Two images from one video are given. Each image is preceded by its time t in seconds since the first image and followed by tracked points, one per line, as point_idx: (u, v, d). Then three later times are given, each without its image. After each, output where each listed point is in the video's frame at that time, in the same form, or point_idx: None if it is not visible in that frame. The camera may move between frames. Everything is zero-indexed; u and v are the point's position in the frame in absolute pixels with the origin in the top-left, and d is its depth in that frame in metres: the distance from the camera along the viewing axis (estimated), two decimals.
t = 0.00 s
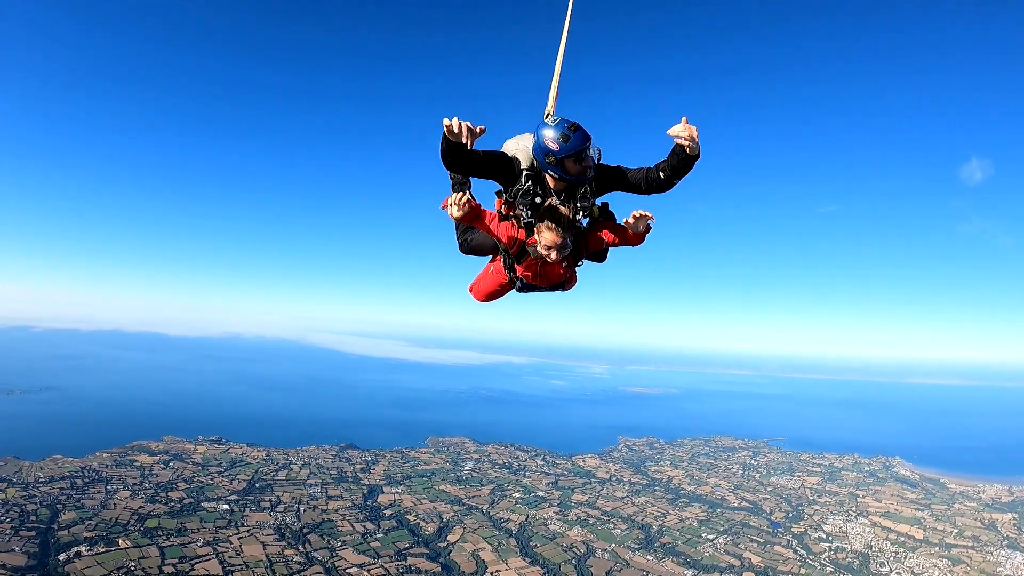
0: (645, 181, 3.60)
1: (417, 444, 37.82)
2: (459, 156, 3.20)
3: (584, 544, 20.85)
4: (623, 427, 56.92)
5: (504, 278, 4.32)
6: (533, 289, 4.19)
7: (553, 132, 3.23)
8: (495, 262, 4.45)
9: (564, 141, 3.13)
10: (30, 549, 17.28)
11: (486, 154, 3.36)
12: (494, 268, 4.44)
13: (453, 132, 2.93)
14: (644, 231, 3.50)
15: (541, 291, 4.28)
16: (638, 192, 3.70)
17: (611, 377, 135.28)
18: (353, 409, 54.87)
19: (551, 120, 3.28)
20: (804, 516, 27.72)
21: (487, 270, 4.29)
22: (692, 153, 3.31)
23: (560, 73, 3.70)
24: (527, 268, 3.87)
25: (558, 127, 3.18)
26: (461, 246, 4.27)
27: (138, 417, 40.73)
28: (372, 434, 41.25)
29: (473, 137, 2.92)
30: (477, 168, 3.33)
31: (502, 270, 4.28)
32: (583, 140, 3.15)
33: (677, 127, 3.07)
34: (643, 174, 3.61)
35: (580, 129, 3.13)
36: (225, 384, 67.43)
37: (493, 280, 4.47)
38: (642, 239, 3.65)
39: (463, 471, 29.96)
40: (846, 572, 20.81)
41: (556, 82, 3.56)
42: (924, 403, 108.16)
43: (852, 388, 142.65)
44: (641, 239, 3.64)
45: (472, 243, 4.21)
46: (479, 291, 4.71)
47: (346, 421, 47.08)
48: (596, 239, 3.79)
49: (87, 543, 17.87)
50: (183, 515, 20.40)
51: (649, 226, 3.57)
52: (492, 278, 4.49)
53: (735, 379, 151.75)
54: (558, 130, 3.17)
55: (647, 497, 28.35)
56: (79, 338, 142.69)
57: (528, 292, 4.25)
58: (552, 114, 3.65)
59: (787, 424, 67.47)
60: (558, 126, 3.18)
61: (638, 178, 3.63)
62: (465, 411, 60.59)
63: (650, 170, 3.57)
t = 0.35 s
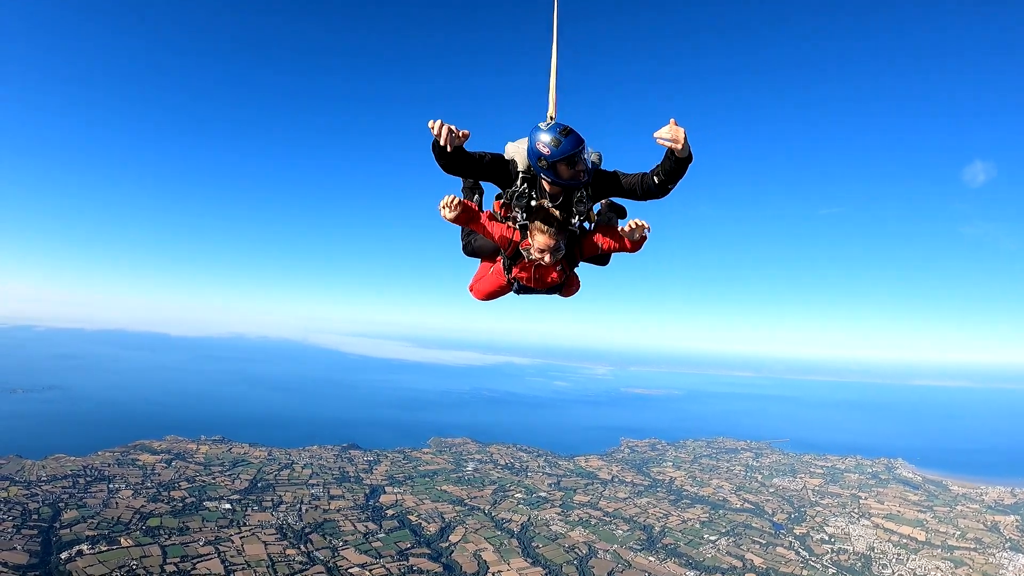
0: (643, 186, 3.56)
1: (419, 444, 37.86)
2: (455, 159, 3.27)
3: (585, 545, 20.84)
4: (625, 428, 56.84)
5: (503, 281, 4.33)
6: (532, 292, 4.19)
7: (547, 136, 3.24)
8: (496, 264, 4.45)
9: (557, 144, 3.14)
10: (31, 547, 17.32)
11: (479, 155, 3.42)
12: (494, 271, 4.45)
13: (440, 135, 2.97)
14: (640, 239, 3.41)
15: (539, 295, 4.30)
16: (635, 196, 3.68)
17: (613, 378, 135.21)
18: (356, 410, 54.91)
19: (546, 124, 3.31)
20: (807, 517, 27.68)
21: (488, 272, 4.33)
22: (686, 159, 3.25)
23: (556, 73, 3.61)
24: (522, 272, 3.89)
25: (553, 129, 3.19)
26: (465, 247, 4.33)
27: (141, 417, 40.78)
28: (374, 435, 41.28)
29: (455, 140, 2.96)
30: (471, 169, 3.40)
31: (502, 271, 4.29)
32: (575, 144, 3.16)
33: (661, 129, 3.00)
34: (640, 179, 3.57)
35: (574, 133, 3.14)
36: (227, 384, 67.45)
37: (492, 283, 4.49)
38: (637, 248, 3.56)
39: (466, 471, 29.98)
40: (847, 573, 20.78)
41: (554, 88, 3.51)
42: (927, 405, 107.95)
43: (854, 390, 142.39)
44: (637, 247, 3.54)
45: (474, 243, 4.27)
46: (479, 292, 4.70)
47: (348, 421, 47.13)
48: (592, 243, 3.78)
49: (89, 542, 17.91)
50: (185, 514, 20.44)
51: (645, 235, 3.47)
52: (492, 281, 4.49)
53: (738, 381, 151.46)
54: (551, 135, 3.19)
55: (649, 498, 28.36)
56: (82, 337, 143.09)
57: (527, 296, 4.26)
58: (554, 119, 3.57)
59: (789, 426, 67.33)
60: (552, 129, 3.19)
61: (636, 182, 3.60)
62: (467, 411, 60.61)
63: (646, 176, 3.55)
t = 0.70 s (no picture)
0: (637, 192, 3.58)
1: (421, 445, 37.87)
2: (454, 154, 3.32)
3: (587, 546, 20.80)
4: (627, 430, 56.76)
5: (500, 280, 4.36)
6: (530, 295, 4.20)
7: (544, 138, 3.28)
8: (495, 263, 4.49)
9: (554, 144, 3.18)
10: (34, 545, 17.36)
11: (479, 153, 3.46)
12: (493, 270, 4.48)
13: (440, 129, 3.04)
14: (633, 242, 3.45)
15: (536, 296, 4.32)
16: (631, 200, 3.67)
17: (616, 380, 135.13)
18: (358, 410, 54.90)
19: (545, 125, 3.33)
20: (809, 519, 27.63)
21: (486, 272, 4.38)
22: (678, 163, 3.26)
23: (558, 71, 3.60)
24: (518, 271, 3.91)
25: (550, 131, 3.23)
26: (466, 245, 4.38)
27: (144, 417, 40.80)
28: (376, 435, 41.30)
29: (455, 132, 3.01)
30: (470, 166, 3.47)
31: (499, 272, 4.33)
32: (572, 145, 3.19)
33: (646, 133, 3.00)
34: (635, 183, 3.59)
35: (570, 135, 3.17)
36: (230, 385, 67.45)
37: (491, 282, 4.52)
38: (633, 252, 3.58)
39: (468, 472, 29.98)
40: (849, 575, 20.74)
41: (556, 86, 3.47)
42: (930, 408, 107.64)
43: (857, 392, 142.08)
44: (631, 252, 3.57)
45: (474, 241, 4.32)
46: (478, 291, 4.75)
47: (351, 422, 47.15)
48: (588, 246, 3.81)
49: (91, 541, 17.95)
50: (187, 514, 20.47)
51: (638, 239, 3.49)
52: (490, 280, 4.53)
53: (740, 382, 151.23)
54: (549, 135, 3.22)
55: (651, 499, 28.33)
56: (85, 337, 143.47)
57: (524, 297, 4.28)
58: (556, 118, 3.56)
59: (792, 428, 67.20)
60: (549, 130, 3.23)
61: (631, 187, 3.62)
62: (469, 412, 60.54)
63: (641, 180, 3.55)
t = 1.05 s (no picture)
0: (638, 191, 3.61)
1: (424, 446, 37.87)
2: (457, 153, 3.39)
3: (590, 548, 20.77)
4: (629, 431, 56.68)
5: (503, 281, 4.40)
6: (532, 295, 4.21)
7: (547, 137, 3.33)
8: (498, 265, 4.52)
9: (555, 143, 3.23)
10: (35, 544, 17.38)
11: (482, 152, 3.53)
12: (496, 272, 4.51)
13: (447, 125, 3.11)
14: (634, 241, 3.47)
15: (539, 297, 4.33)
16: (633, 198, 3.71)
17: (618, 381, 134.96)
18: (360, 411, 54.87)
19: (547, 125, 3.39)
20: (812, 521, 27.56)
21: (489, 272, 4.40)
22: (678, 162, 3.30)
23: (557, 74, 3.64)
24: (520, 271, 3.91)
25: (552, 130, 3.28)
26: (470, 246, 4.42)
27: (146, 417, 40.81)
28: (378, 436, 41.29)
29: (467, 127, 3.07)
30: (473, 164, 3.53)
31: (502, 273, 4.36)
32: (573, 144, 3.24)
33: (646, 128, 3.05)
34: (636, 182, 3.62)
35: (571, 135, 3.22)
36: (232, 385, 67.42)
37: (494, 282, 4.55)
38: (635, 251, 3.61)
39: (470, 473, 29.97)
40: None
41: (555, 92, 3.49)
42: (933, 410, 107.32)
43: (859, 394, 141.71)
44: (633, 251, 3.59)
45: (477, 242, 4.35)
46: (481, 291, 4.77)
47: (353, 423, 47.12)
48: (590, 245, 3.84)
49: (93, 540, 17.98)
50: (189, 513, 20.51)
51: (639, 237, 3.53)
52: (494, 280, 4.56)
53: (743, 384, 150.98)
54: (550, 135, 3.27)
55: (653, 501, 28.27)
56: (89, 337, 143.86)
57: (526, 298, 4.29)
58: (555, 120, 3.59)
59: (795, 430, 67.03)
60: (552, 130, 3.28)
61: (631, 186, 3.65)
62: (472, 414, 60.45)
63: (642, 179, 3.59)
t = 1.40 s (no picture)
0: (638, 190, 3.63)
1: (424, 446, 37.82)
2: (457, 156, 3.38)
3: (591, 548, 20.78)
4: (630, 432, 56.64)
5: (505, 281, 4.42)
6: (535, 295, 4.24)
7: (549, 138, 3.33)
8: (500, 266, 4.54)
9: (557, 145, 3.24)
10: (36, 544, 17.40)
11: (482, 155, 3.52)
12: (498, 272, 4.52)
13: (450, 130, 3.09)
14: (636, 241, 3.51)
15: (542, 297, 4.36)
16: (633, 198, 3.73)
17: (619, 381, 134.91)
18: (361, 412, 54.83)
19: (548, 127, 3.38)
20: (812, 521, 27.53)
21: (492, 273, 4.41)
22: (679, 161, 3.31)
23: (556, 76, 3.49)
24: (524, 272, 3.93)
25: (553, 132, 3.28)
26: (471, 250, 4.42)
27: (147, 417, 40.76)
28: (379, 437, 41.27)
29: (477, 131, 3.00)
30: (474, 167, 3.53)
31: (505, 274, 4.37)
32: (575, 147, 3.25)
33: (650, 131, 3.06)
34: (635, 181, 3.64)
35: (573, 137, 3.23)
36: (232, 385, 67.38)
37: (496, 283, 4.56)
38: (635, 250, 3.65)
39: (471, 473, 29.95)
40: None
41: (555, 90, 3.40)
42: (935, 410, 107.19)
43: (860, 394, 141.59)
44: (634, 250, 3.63)
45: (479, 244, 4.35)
46: (484, 292, 4.79)
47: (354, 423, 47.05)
48: (591, 245, 3.87)
49: (94, 540, 17.99)
50: (189, 513, 20.53)
51: (641, 237, 3.55)
52: (496, 281, 4.58)
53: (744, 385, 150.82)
54: (551, 138, 3.27)
55: (654, 501, 28.27)
56: (90, 337, 144.05)
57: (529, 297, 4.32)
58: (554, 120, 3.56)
59: (796, 431, 66.98)
60: (553, 132, 3.28)
61: (631, 185, 3.67)
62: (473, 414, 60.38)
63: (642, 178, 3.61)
